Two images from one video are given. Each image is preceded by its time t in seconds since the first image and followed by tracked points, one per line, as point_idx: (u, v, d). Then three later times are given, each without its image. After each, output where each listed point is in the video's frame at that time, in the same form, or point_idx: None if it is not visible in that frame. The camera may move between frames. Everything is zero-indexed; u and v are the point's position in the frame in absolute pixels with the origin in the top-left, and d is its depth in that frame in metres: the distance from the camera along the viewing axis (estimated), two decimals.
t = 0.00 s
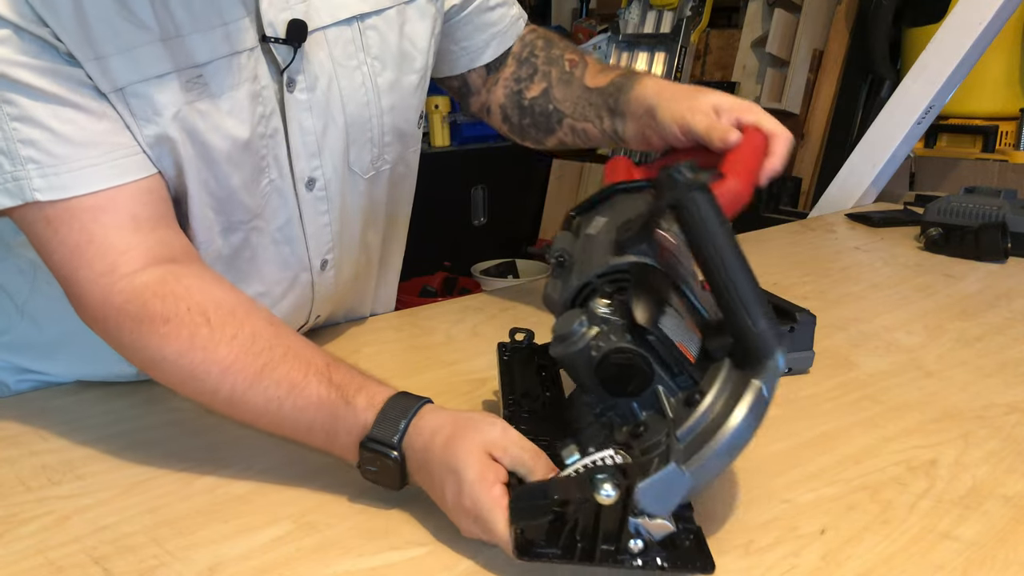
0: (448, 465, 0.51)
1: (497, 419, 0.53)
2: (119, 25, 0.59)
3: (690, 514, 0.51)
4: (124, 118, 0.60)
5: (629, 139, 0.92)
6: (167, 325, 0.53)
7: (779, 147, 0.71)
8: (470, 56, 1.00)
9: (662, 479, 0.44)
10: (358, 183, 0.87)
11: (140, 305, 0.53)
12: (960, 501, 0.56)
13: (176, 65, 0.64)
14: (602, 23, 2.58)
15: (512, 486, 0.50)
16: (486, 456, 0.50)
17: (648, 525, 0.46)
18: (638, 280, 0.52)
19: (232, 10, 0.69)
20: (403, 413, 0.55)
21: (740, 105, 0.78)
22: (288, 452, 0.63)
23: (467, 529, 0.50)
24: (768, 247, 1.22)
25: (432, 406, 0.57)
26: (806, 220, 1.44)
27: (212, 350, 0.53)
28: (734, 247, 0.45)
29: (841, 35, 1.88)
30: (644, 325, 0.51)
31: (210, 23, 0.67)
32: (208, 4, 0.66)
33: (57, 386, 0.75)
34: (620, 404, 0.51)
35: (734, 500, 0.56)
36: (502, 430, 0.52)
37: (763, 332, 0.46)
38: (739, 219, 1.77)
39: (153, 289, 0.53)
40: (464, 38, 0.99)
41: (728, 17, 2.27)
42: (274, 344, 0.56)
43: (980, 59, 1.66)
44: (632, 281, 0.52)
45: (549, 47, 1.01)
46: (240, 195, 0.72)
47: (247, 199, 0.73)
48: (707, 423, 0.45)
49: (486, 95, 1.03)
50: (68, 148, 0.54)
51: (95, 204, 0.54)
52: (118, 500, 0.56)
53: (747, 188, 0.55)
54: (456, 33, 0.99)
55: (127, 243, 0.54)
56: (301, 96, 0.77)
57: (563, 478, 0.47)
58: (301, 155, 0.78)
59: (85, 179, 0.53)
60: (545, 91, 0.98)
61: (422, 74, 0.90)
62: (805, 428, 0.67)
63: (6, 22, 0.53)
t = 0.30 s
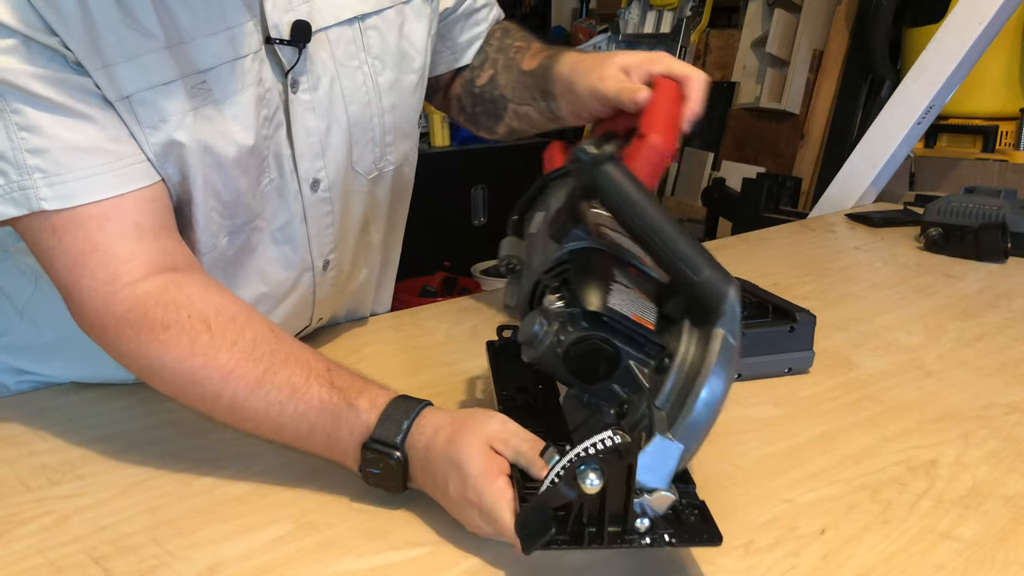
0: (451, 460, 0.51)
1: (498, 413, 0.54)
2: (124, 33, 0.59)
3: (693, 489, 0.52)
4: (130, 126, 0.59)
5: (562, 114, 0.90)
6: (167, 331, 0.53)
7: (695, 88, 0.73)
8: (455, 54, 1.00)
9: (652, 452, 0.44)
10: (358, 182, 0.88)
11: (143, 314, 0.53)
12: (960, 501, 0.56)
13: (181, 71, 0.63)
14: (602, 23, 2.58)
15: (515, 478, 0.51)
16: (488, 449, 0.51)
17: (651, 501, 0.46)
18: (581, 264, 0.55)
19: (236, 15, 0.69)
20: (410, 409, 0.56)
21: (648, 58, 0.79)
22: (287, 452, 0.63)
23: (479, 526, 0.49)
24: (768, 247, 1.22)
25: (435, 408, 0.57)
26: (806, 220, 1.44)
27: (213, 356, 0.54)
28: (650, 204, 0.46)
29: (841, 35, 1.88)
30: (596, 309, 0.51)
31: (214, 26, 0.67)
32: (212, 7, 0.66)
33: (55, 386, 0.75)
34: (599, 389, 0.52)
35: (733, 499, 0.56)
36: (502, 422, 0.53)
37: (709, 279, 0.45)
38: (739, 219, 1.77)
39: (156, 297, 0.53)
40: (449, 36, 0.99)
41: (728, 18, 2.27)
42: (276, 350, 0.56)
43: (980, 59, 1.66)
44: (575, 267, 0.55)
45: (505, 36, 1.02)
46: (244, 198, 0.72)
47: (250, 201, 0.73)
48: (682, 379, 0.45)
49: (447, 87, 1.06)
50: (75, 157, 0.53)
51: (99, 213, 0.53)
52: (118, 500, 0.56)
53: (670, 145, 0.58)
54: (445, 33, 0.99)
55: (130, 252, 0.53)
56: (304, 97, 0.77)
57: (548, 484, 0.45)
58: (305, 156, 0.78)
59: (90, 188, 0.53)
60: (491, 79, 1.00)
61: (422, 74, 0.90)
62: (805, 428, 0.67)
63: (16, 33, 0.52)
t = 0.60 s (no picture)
0: (449, 463, 0.51)
1: (494, 414, 0.54)
2: (119, 35, 0.58)
3: (690, 484, 0.52)
4: (126, 129, 0.58)
5: (500, 115, 0.92)
6: (166, 337, 0.53)
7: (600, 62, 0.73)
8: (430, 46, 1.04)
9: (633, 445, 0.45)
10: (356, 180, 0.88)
11: (140, 319, 0.52)
12: (960, 501, 0.56)
13: (177, 73, 0.63)
14: (602, 23, 2.58)
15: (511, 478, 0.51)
16: (484, 450, 0.51)
17: (645, 496, 0.45)
18: (524, 280, 0.54)
19: (229, 14, 0.68)
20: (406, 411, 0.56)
21: (555, 42, 0.79)
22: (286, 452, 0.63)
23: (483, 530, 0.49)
24: (768, 247, 1.22)
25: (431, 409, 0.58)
26: (806, 220, 1.44)
27: (211, 360, 0.53)
28: (564, 206, 0.48)
29: (841, 35, 1.88)
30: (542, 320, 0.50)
31: (209, 27, 0.66)
32: (204, 6, 0.66)
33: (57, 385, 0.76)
34: (577, 391, 0.52)
35: (733, 499, 0.56)
36: (497, 422, 0.53)
37: (637, 259, 0.46)
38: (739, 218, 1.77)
39: (154, 302, 0.53)
40: (435, 41, 1.03)
41: (728, 18, 2.27)
42: (272, 353, 0.56)
43: (980, 59, 1.66)
44: (519, 285, 0.54)
45: (468, 33, 1.05)
46: (242, 198, 0.71)
47: (248, 201, 0.73)
48: (642, 364, 0.46)
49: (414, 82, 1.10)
50: (73, 162, 0.53)
51: (96, 219, 0.53)
52: (118, 500, 0.56)
53: (588, 128, 0.63)
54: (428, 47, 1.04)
55: (127, 257, 0.53)
56: (299, 95, 0.77)
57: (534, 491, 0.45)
58: (301, 154, 0.78)
59: (88, 194, 0.52)
60: (443, 75, 1.02)
61: (413, 70, 0.91)
62: (805, 427, 0.67)
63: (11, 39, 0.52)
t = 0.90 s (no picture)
0: (450, 463, 0.51)
1: (494, 413, 0.54)
2: (110, 43, 0.58)
3: (693, 487, 0.52)
4: (119, 137, 0.58)
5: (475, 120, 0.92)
6: (164, 344, 0.53)
7: (558, 63, 0.74)
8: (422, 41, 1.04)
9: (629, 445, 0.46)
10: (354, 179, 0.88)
11: (137, 327, 0.52)
12: (960, 501, 0.56)
13: (170, 80, 0.62)
14: (602, 23, 2.58)
15: (511, 477, 0.50)
16: (485, 450, 0.51)
17: (644, 495, 0.46)
18: (505, 295, 0.55)
19: (220, 17, 0.67)
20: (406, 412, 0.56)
21: (516, 46, 0.80)
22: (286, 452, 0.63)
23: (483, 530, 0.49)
24: (768, 247, 1.22)
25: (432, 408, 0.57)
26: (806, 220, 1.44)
27: (209, 367, 0.53)
28: (530, 217, 0.48)
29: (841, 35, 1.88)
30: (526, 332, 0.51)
31: (201, 31, 0.66)
32: (195, 10, 0.65)
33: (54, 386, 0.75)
34: (572, 396, 0.53)
35: (733, 499, 0.56)
36: (499, 422, 0.52)
37: (608, 262, 0.47)
38: (739, 218, 1.78)
39: (150, 309, 0.53)
40: (427, 37, 1.03)
41: (728, 18, 2.27)
42: (270, 357, 0.56)
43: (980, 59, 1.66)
44: (500, 301, 0.55)
45: (457, 30, 1.04)
46: (239, 202, 0.71)
47: (245, 204, 0.73)
48: (628, 365, 0.48)
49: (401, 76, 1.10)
50: (66, 172, 0.53)
51: (90, 228, 0.53)
52: (118, 500, 0.56)
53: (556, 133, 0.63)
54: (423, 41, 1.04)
55: (122, 266, 0.53)
56: (295, 96, 0.77)
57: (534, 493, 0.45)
58: (299, 156, 0.78)
59: (82, 204, 0.52)
60: (427, 73, 1.03)
61: (406, 68, 0.92)
62: (805, 427, 0.67)
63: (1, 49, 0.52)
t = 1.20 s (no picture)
0: (446, 465, 0.51)
1: (489, 414, 0.54)
2: (104, 48, 0.58)
3: (693, 489, 0.51)
4: (114, 143, 0.59)
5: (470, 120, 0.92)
6: (159, 351, 0.53)
7: (550, 64, 0.75)
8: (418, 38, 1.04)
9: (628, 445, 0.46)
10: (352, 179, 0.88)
11: (133, 333, 0.53)
12: (960, 501, 0.56)
13: (166, 84, 0.62)
14: (603, 23, 2.58)
15: (510, 477, 0.50)
16: (483, 452, 0.51)
17: (643, 495, 0.46)
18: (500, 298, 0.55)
19: (216, 19, 0.67)
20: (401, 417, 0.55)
21: (508, 48, 0.81)
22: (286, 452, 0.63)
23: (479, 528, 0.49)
24: (768, 247, 1.22)
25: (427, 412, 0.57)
26: (806, 220, 1.44)
27: (205, 371, 0.53)
28: (523, 220, 0.48)
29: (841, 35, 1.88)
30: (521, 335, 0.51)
31: (196, 33, 0.65)
32: (190, 13, 0.65)
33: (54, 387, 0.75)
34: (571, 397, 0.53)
35: (733, 499, 0.56)
36: (496, 423, 0.52)
37: (600, 263, 0.48)
38: (739, 218, 1.78)
39: (144, 316, 0.53)
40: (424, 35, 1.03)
41: (728, 18, 2.27)
42: (266, 362, 0.56)
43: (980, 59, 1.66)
44: (495, 303, 0.55)
45: (452, 30, 1.04)
46: (237, 205, 0.71)
47: (243, 207, 0.72)
48: (624, 364, 0.48)
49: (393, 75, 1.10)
50: (60, 181, 0.53)
51: (84, 236, 0.53)
52: (118, 500, 0.56)
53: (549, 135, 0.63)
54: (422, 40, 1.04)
55: (117, 272, 0.53)
56: (291, 97, 0.77)
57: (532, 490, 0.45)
58: (297, 157, 0.78)
59: (76, 213, 0.52)
60: (422, 71, 1.03)
61: (401, 66, 0.92)
62: (805, 427, 0.67)
63: None
